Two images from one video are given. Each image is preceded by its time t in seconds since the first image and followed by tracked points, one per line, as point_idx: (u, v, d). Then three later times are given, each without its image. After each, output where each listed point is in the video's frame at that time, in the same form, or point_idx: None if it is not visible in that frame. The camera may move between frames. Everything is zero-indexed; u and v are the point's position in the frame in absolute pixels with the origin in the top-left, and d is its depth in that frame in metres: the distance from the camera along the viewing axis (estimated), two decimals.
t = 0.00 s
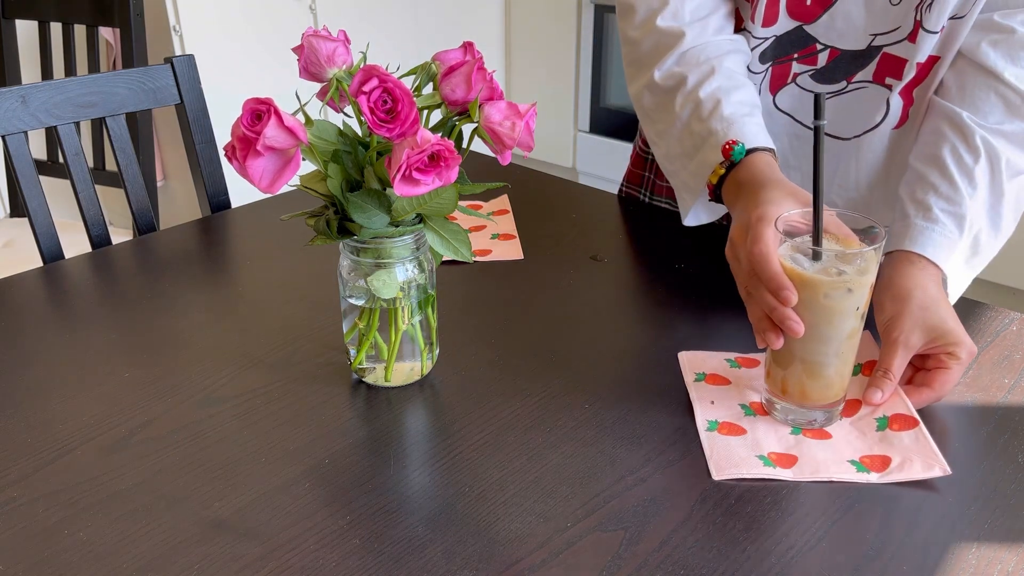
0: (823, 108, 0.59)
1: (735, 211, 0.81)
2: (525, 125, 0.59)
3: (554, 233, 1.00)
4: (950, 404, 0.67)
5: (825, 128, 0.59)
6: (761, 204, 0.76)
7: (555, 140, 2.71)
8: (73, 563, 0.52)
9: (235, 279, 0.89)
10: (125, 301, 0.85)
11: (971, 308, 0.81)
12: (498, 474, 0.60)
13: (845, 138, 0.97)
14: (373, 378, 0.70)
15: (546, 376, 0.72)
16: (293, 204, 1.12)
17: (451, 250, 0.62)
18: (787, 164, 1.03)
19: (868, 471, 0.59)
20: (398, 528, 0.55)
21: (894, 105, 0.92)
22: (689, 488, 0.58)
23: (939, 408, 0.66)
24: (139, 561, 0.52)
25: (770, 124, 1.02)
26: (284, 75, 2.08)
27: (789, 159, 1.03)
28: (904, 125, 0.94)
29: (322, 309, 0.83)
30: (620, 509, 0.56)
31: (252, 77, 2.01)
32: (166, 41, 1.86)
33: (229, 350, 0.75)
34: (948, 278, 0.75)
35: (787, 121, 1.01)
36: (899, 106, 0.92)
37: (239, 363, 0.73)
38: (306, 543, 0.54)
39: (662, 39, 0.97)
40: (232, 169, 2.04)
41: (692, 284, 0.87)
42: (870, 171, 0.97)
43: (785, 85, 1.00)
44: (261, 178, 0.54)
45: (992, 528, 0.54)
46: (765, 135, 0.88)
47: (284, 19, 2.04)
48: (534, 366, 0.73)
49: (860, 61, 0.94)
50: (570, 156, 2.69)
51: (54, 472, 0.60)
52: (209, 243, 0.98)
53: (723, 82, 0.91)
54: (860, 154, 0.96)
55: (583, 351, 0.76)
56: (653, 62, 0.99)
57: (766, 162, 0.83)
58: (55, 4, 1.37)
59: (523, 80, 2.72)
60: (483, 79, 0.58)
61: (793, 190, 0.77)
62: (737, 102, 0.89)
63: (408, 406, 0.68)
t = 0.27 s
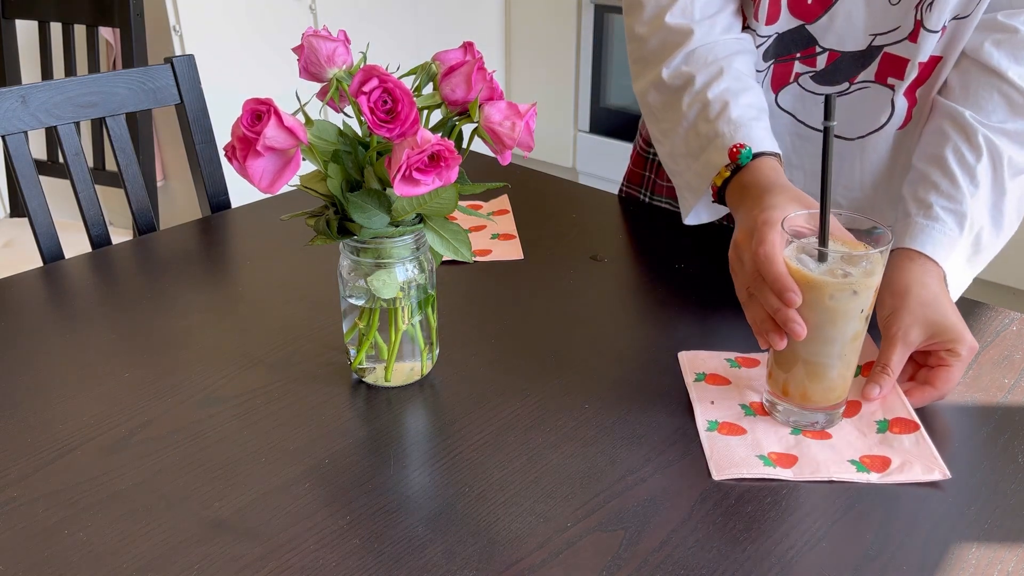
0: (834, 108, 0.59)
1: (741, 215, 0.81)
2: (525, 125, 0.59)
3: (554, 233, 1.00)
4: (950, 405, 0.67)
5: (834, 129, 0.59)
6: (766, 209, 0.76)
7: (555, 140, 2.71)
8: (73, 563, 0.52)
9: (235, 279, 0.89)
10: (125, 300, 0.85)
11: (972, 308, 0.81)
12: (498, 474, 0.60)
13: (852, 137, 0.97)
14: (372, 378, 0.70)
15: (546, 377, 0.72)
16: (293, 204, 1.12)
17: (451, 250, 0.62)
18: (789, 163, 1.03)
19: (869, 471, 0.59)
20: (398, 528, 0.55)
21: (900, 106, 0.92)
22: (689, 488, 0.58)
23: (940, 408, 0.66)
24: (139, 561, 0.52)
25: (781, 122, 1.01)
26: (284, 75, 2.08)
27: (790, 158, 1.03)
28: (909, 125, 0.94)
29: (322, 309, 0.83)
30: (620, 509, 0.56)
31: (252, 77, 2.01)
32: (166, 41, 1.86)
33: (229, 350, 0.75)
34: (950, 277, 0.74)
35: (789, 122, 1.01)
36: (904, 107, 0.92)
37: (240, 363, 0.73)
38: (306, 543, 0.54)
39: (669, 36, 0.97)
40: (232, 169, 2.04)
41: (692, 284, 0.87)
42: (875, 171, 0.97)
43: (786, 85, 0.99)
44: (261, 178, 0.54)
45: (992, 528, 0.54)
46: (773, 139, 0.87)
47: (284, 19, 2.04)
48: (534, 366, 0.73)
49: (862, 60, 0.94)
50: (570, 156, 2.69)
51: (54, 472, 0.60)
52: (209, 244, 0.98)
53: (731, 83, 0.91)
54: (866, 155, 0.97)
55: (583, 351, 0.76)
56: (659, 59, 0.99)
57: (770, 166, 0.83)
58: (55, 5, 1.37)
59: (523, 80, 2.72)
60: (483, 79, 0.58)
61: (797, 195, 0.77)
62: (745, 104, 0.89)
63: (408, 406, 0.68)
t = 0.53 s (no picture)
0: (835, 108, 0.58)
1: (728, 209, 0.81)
2: (525, 125, 0.59)
3: (554, 233, 1.00)
4: (950, 405, 0.67)
5: (835, 128, 0.59)
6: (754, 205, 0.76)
7: (555, 140, 2.71)
8: (73, 563, 0.52)
9: (235, 279, 0.89)
10: (126, 300, 0.85)
11: (972, 308, 0.81)
12: (498, 474, 0.60)
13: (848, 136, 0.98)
14: (372, 378, 0.70)
15: (546, 377, 0.72)
16: (293, 204, 1.12)
17: (451, 250, 0.62)
18: (788, 159, 1.03)
19: (868, 471, 0.59)
20: (398, 528, 0.55)
21: (903, 102, 0.92)
22: (689, 488, 0.58)
23: (939, 409, 0.66)
24: (139, 562, 0.52)
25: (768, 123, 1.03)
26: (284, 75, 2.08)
27: (789, 154, 1.03)
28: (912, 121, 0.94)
29: (322, 309, 0.83)
30: (620, 509, 0.56)
31: (252, 77, 2.01)
32: (166, 41, 1.86)
33: (229, 350, 0.75)
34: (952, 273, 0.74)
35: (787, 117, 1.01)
36: (907, 104, 0.92)
37: (240, 363, 0.73)
38: (306, 543, 0.54)
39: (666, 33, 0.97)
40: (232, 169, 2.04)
41: (692, 284, 0.87)
42: (878, 168, 0.97)
43: (785, 79, 1.00)
44: (261, 178, 0.54)
45: (992, 528, 0.54)
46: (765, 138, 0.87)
47: (284, 19, 2.04)
48: (534, 366, 0.73)
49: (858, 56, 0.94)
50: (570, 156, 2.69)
51: (54, 472, 0.60)
52: (209, 244, 0.98)
53: (724, 82, 0.90)
54: (869, 152, 0.97)
55: (583, 351, 0.76)
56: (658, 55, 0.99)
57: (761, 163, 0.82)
58: (55, 5, 1.37)
59: (523, 80, 2.72)
60: (483, 79, 0.58)
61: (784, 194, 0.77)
62: (739, 103, 0.89)
63: (408, 406, 0.68)
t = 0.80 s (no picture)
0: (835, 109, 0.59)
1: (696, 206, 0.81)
2: (525, 125, 0.59)
3: (554, 233, 1.00)
4: (950, 405, 0.67)
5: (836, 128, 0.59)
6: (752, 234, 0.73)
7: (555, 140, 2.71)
8: (73, 563, 0.52)
9: (235, 279, 0.89)
10: (125, 300, 0.85)
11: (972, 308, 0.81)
12: (498, 474, 0.60)
13: (818, 132, 0.96)
14: (372, 378, 0.70)
15: (547, 377, 0.72)
16: (293, 205, 1.12)
17: (451, 250, 0.62)
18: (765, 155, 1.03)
19: (869, 471, 0.59)
20: (398, 528, 0.55)
21: (880, 94, 0.89)
22: (689, 488, 0.58)
23: (939, 409, 0.66)
24: (139, 562, 0.52)
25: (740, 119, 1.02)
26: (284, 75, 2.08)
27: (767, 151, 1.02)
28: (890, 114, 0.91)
29: (323, 309, 0.83)
30: (620, 509, 0.56)
31: (252, 77, 2.01)
32: (166, 41, 1.86)
33: (229, 350, 0.75)
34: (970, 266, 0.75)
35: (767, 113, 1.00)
36: (884, 97, 0.90)
37: (240, 363, 0.73)
38: (306, 543, 0.54)
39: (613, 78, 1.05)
40: (232, 169, 2.04)
41: (692, 285, 0.87)
42: (862, 169, 0.95)
43: (758, 75, 0.99)
44: (261, 178, 0.54)
45: (991, 528, 0.54)
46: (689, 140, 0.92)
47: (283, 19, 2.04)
48: (534, 366, 0.73)
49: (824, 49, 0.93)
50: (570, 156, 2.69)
51: (54, 472, 0.60)
52: (209, 244, 0.98)
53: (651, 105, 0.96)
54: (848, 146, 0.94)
55: (582, 351, 0.76)
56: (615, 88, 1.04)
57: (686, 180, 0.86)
58: (55, 5, 1.37)
59: (523, 80, 2.72)
60: (483, 79, 0.58)
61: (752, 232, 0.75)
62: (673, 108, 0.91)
63: (408, 406, 0.68)
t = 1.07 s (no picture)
0: (846, 110, 0.57)
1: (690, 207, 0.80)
2: (525, 124, 0.59)
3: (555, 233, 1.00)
4: (951, 404, 0.67)
5: (847, 131, 0.57)
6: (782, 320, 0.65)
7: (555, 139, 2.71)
8: (73, 563, 0.52)
9: (236, 279, 0.89)
10: (126, 300, 0.85)
11: (973, 307, 0.81)
12: (498, 474, 0.60)
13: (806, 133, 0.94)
14: (373, 377, 0.70)
15: (547, 377, 0.72)
16: (294, 204, 1.12)
17: (451, 250, 0.63)
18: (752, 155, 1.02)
19: (870, 471, 0.59)
20: (398, 527, 0.55)
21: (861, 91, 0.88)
22: (690, 488, 0.58)
23: (940, 409, 0.66)
24: (140, 561, 0.52)
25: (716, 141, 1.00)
26: (285, 74, 2.08)
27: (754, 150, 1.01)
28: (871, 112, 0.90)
29: (323, 308, 0.83)
30: (621, 509, 0.56)
31: (253, 76, 2.01)
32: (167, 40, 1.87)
33: (230, 350, 0.75)
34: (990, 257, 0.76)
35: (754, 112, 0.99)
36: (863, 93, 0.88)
37: (241, 363, 0.73)
38: (307, 542, 0.54)
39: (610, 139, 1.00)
40: (233, 168, 2.05)
41: (693, 285, 0.87)
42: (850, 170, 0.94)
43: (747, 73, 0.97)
44: (262, 177, 0.54)
45: (992, 527, 0.54)
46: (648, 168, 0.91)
47: (284, 18, 2.04)
48: (534, 366, 0.73)
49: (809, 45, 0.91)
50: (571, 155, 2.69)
51: (55, 472, 0.60)
52: (210, 243, 0.98)
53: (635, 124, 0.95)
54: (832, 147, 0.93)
55: (583, 351, 0.76)
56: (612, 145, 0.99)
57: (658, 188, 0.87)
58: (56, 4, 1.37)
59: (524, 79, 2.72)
60: (484, 79, 0.58)
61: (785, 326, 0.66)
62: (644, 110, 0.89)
63: (408, 406, 0.68)
